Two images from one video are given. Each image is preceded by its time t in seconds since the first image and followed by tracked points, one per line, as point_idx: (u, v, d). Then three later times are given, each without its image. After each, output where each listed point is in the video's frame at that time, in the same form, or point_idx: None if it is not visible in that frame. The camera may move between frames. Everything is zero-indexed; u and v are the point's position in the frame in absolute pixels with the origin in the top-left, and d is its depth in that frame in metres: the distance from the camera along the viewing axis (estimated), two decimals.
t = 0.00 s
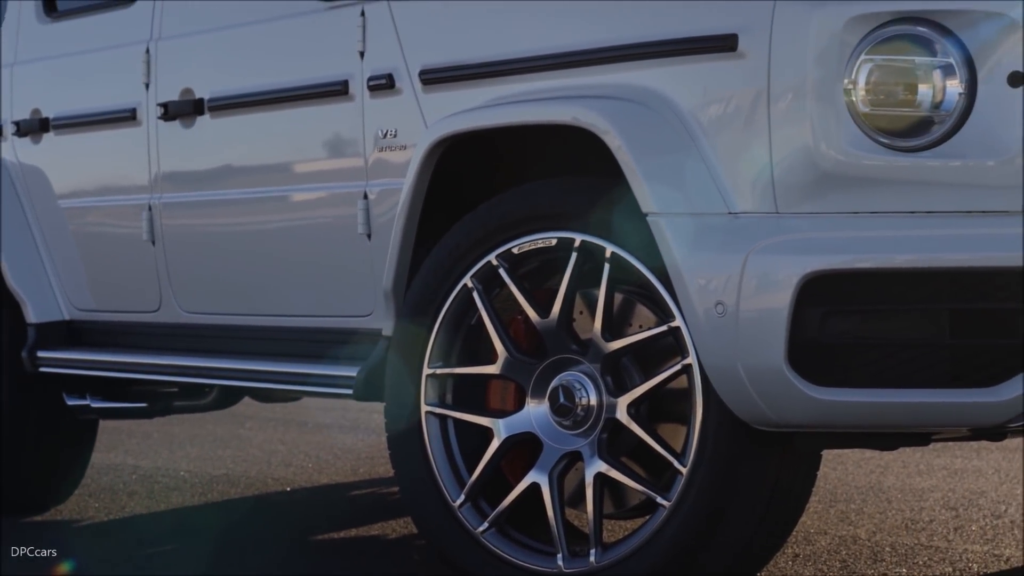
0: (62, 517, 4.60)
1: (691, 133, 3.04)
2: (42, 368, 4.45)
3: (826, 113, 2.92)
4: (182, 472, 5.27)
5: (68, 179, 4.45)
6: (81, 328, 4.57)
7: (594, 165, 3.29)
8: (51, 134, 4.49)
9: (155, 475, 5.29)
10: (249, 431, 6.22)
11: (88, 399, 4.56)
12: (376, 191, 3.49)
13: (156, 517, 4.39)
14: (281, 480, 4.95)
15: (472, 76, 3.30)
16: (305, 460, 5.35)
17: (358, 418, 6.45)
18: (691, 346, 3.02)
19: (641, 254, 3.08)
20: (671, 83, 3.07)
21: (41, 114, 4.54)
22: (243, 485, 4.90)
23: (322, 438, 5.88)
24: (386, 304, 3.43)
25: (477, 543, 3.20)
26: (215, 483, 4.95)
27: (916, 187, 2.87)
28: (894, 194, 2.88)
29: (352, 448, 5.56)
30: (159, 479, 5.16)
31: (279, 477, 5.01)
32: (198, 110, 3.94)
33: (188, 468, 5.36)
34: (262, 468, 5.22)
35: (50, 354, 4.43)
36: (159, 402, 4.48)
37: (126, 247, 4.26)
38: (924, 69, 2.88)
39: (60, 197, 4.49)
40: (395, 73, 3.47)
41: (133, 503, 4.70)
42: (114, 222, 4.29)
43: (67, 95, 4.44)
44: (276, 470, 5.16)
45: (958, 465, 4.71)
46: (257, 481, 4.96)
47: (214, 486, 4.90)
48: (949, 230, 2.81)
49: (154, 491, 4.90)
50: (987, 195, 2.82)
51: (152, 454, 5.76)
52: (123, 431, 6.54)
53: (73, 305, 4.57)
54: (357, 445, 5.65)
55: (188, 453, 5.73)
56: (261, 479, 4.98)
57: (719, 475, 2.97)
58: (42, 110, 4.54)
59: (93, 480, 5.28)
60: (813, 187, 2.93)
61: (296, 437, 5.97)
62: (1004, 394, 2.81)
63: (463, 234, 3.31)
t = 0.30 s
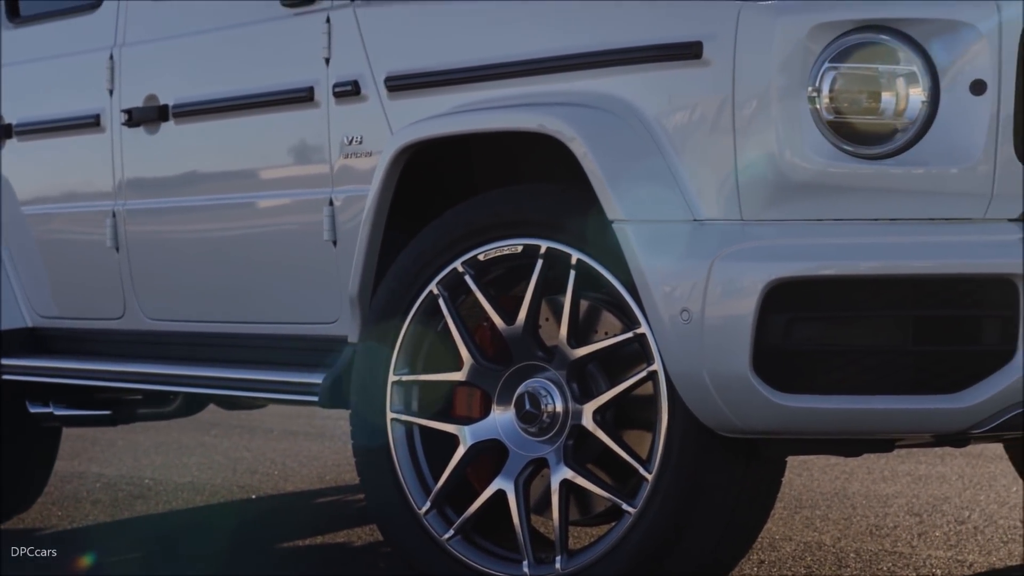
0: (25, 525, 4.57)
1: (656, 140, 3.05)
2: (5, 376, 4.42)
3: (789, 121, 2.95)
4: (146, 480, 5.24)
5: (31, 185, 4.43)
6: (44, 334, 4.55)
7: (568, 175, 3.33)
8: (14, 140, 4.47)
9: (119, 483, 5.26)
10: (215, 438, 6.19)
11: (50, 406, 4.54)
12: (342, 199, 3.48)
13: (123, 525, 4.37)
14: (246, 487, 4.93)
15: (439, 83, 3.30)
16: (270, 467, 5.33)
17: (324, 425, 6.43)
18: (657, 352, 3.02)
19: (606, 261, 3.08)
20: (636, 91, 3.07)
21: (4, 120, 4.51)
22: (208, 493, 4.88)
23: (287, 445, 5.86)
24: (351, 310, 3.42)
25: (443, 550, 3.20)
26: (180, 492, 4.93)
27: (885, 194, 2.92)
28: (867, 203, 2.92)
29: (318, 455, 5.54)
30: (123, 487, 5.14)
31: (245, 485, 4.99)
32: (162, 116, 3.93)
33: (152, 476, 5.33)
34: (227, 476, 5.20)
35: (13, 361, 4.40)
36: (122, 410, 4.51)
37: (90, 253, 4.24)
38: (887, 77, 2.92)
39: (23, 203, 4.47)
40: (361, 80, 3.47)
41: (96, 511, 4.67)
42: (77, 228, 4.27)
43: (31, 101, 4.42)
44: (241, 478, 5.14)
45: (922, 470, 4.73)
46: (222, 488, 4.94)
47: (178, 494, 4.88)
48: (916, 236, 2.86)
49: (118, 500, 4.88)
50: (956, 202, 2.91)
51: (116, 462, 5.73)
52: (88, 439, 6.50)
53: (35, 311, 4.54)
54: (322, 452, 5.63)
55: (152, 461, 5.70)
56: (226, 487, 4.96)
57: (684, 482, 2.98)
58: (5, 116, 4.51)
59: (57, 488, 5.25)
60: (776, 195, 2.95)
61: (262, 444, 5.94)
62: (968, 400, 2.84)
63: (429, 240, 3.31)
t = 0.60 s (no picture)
0: None
1: (616, 146, 3.05)
2: None
3: (749, 127, 2.95)
4: (104, 487, 5.20)
5: None
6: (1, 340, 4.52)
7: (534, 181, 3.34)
8: None
9: (77, 489, 5.22)
10: (175, 445, 6.16)
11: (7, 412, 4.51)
12: (302, 204, 3.47)
13: (85, 531, 4.35)
14: (205, 494, 4.91)
15: (400, 88, 3.30)
16: (229, 474, 5.30)
17: (285, 430, 6.41)
18: (617, 358, 3.03)
19: (567, 266, 3.08)
20: (595, 97, 3.08)
21: None
22: (166, 499, 4.85)
23: (247, 452, 5.83)
24: (311, 316, 3.42)
25: (403, 556, 3.19)
26: (138, 499, 4.89)
27: (840, 199, 2.94)
28: (821, 207, 2.94)
29: (278, 461, 5.52)
30: (80, 494, 5.09)
31: (205, 492, 4.96)
32: (120, 121, 3.92)
33: (110, 483, 5.29)
34: (186, 483, 5.17)
35: None
36: (80, 416, 4.43)
37: (48, 259, 4.22)
38: (845, 84, 2.95)
39: None
40: (320, 85, 3.46)
41: (53, 519, 4.63)
42: (36, 234, 4.26)
43: None
44: (200, 484, 5.11)
45: (881, 475, 4.75)
46: (181, 495, 4.91)
47: (136, 502, 4.85)
48: (883, 242, 2.90)
49: (76, 507, 4.84)
50: (915, 209, 2.95)
51: (74, 469, 5.68)
52: (48, 446, 6.45)
53: None
54: (282, 458, 5.60)
55: (110, 468, 5.66)
56: (185, 494, 4.93)
57: (644, 487, 2.99)
58: None
59: (14, 495, 5.20)
60: (735, 201, 2.95)
61: (222, 450, 5.91)
62: (924, 406, 2.89)
63: (390, 246, 3.30)
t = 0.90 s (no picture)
0: None
1: (576, 153, 3.06)
2: None
3: (709, 134, 2.95)
4: (61, 495, 5.16)
5: None
6: None
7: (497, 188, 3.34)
8: None
9: (33, 498, 5.17)
10: (133, 453, 6.13)
11: None
12: (261, 211, 3.46)
13: (42, 540, 4.32)
14: (163, 502, 4.89)
15: (360, 95, 3.29)
16: (187, 482, 5.27)
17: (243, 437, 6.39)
18: (577, 365, 3.03)
19: (527, 274, 3.08)
20: (555, 105, 3.08)
21: None
22: (124, 508, 4.83)
23: (206, 459, 5.80)
24: (270, 323, 3.41)
25: (362, 563, 3.18)
26: (95, 507, 4.86)
27: (800, 208, 2.96)
28: (785, 215, 2.96)
29: (237, 469, 5.49)
30: (37, 503, 5.05)
31: (163, 500, 4.94)
32: (77, 127, 3.90)
33: (67, 491, 5.25)
34: (144, 491, 5.14)
35: None
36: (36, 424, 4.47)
37: (6, 265, 4.21)
38: (804, 92, 2.96)
39: None
40: (280, 92, 3.45)
41: (9, 527, 4.60)
42: None
43: None
44: (158, 492, 5.09)
45: (840, 482, 4.77)
46: (138, 504, 4.89)
47: (93, 510, 4.82)
48: (841, 250, 2.91)
49: (32, 516, 4.80)
50: (871, 216, 2.96)
51: (31, 477, 5.64)
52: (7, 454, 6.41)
53: None
54: (241, 466, 5.58)
55: (66, 476, 5.62)
56: (143, 502, 4.90)
57: (603, 494, 2.99)
58: None
59: None
60: (695, 207, 2.96)
61: (182, 458, 5.88)
62: (881, 412, 2.91)
63: (350, 253, 3.30)
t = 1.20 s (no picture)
0: None
1: (533, 162, 3.06)
2: None
3: (665, 143, 2.96)
4: (15, 505, 5.13)
5: None
6: None
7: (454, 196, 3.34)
8: None
9: None
10: (87, 462, 6.09)
11: None
12: (217, 218, 3.46)
13: None
14: (118, 511, 4.87)
15: (316, 103, 3.29)
16: (143, 491, 5.24)
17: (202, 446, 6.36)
18: (534, 374, 3.03)
19: (484, 282, 3.07)
20: (512, 113, 3.08)
21: None
22: (78, 517, 4.80)
23: (161, 469, 5.76)
24: (226, 332, 3.40)
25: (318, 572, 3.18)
26: (48, 517, 4.83)
27: (755, 217, 2.96)
28: (743, 223, 2.96)
29: (193, 478, 5.46)
30: None
31: (117, 509, 4.91)
32: (30, 135, 3.90)
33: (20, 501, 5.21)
34: (98, 500, 5.11)
35: None
36: None
37: None
38: (760, 101, 2.97)
39: None
40: (236, 99, 3.45)
41: None
42: None
43: None
44: (113, 502, 5.06)
45: (796, 489, 4.79)
46: (93, 513, 4.86)
47: (47, 520, 4.79)
48: (797, 259, 2.93)
49: None
50: (826, 224, 2.98)
51: None
52: None
53: None
54: (198, 475, 5.55)
55: (20, 485, 5.58)
56: (97, 512, 4.88)
57: (560, 503, 3.00)
58: None
59: None
60: (651, 215, 2.97)
61: (139, 467, 5.86)
62: (836, 420, 2.93)
63: (306, 261, 3.28)
